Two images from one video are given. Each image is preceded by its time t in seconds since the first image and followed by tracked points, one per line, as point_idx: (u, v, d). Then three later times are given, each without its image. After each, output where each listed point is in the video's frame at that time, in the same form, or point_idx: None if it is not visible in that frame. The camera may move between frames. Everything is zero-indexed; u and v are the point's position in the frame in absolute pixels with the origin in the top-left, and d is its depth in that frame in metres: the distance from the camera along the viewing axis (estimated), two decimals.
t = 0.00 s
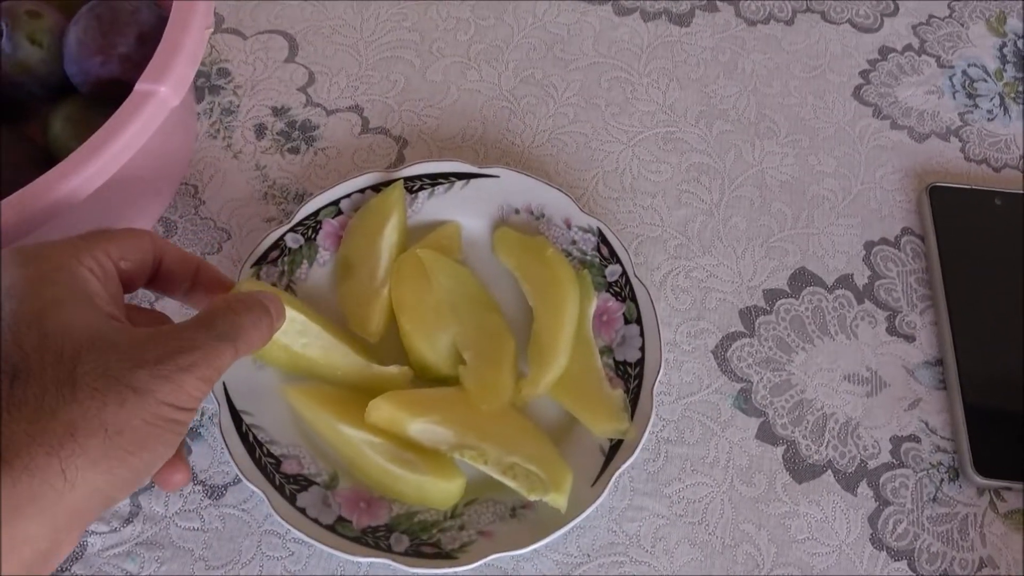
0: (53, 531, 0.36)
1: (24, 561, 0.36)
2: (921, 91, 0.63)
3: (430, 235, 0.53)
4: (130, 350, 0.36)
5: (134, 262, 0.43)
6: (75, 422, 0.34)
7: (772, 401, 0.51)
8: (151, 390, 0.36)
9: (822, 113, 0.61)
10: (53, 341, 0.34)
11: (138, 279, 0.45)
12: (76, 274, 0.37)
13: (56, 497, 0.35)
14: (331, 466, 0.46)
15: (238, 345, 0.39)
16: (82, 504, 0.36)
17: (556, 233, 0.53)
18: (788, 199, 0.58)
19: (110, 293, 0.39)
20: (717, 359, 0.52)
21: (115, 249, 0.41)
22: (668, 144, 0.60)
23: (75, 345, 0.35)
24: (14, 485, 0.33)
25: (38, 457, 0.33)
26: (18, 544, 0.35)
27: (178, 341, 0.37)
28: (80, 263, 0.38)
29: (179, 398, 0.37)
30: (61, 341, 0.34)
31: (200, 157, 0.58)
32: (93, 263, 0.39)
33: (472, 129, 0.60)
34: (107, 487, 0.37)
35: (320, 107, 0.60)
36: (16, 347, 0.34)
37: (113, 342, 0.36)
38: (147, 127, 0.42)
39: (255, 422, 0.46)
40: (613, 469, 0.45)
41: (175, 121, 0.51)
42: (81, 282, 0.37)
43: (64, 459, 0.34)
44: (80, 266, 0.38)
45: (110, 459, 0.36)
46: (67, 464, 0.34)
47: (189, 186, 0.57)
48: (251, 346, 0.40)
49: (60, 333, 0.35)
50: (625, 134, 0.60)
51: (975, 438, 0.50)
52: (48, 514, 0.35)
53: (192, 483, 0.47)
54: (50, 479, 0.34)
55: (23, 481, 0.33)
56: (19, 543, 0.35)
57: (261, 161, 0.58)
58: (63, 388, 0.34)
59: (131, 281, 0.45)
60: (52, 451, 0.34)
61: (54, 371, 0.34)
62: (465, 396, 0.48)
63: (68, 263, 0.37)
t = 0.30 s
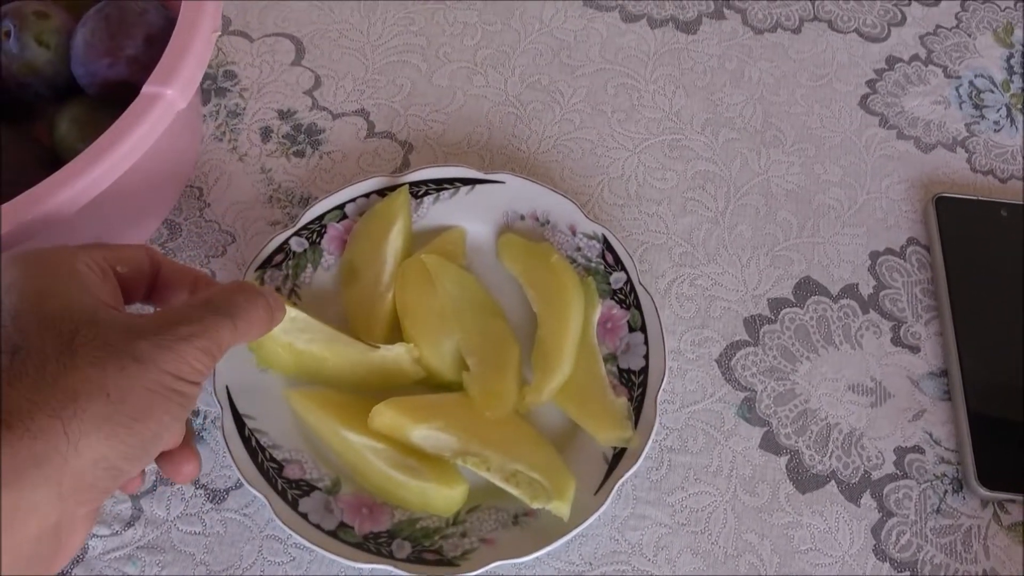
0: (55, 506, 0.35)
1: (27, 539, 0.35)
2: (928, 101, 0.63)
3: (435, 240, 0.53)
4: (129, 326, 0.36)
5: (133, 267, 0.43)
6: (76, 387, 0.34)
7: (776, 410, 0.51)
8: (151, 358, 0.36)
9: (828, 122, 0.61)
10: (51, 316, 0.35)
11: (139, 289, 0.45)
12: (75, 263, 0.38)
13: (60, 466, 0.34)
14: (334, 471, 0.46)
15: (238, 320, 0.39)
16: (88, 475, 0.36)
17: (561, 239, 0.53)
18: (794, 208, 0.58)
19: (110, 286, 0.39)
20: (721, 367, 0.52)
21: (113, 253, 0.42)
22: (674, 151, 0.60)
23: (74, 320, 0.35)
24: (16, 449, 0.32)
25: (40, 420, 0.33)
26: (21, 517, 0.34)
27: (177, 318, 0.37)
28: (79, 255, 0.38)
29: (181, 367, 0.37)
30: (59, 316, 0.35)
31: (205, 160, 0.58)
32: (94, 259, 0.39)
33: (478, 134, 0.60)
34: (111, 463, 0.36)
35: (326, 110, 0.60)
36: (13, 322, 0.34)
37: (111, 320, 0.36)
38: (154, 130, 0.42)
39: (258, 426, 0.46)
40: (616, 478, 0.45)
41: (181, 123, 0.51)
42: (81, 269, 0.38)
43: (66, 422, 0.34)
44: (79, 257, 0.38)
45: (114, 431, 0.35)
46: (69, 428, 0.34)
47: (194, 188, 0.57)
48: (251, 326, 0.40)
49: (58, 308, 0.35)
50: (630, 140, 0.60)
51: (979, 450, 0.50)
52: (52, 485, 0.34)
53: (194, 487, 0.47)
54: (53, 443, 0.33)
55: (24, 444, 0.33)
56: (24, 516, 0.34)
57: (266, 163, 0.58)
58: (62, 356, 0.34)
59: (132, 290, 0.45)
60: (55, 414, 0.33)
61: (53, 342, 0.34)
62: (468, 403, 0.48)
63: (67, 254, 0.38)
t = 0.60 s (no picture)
0: (53, 506, 0.35)
1: (25, 539, 0.35)
2: (928, 104, 0.63)
3: (434, 242, 0.53)
4: (130, 327, 0.36)
5: (141, 273, 0.44)
6: (74, 386, 0.34)
7: (776, 413, 0.51)
8: (150, 358, 0.36)
9: (828, 125, 0.61)
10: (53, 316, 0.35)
11: (149, 297, 0.46)
12: (81, 267, 0.38)
13: (57, 466, 0.34)
14: (333, 473, 0.46)
15: (240, 323, 0.39)
16: (85, 476, 0.35)
17: (560, 242, 0.53)
18: (794, 211, 0.58)
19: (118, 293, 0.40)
20: (721, 370, 0.52)
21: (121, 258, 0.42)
22: (674, 154, 0.60)
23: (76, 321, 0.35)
24: (12, 447, 0.32)
25: (37, 419, 0.33)
26: (18, 517, 0.34)
27: (179, 319, 0.37)
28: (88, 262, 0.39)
29: (181, 369, 0.37)
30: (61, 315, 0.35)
31: (206, 162, 0.58)
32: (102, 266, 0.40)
33: (478, 137, 0.60)
34: (110, 464, 0.36)
35: (326, 113, 0.60)
36: (15, 322, 0.35)
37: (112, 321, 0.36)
38: (154, 130, 0.43)
39: (257, 428, 0.46)
40: (615, 480, 0.45)
41: (182, 125, 0.51)
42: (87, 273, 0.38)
43: (62, 422, 0.34)
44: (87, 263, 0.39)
45: (111, 432, 0.35)
46: (66, 428, 0.34)
47: (194, 190, 0.57)
48: (255, 330, 0.40)
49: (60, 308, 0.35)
50: (630, 143, 0.60)
51: (979, 453, 0.50)
52: (48, 485, 0.34)
53: (193, 488, 0.47)
54: (49, 443, 0.33)
55: (21, 442, 0.33)
56: (23, 516, 0.34)
57: (266, 166, 0.58)
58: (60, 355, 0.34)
59: (143, 297, 0.45)
60: (51, 414, 0.33)
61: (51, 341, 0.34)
62: (467, 405, 0.48)
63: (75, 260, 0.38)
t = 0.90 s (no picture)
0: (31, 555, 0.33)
1: None
2: (927, 106, 0.63)
3: (434, 245, 0.53)
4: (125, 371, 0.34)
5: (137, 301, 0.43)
6: (58, 437, 0.32)
7: (776, 415, 0.51)
8: (140, 406, 0.33)
9: (828, 127, 0.62)
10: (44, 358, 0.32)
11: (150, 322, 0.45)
12: (71, 298, 0.36)
13: (36, 516, 0.32)
14: (333, 475, 0.46)
15: (232, 369, 0.36)
16: (66, 524, 0.34)
17: (560, 244, 0.53)
18: (794, 213, 0.58)
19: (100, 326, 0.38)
20: (721, 372, 0.52)
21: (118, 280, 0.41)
22: (673, 156, 0.60)
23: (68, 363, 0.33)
24: None
25: (18, 473, 0.31)
26: None
27: (175, 363, 0.35)
28: (75, 294, 0.37)
29: (171, 418, 0.34)
30: (52, 357, 0.32)
31: (206, 165, 0.58)
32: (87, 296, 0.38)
33: (478, 140, 0.60)
34: (91, 512, 0.35)
35: (327, 116, 0.61)
36: None
37: (106, 365, 0.34)
38: (156, 134, 0.43)
39: (257, 430, 0.46)
40: (614, 483, 0.45)
41: (182, 128, 0.51)
42: (77, 308, 0.36)
43: (44, 474, 0.31)
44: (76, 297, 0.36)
45: (95, 481, 0.34)
46: (48, 479, 0.32)
47: (195, 193, 0.57)
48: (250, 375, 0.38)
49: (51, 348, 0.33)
50: (630, 146, 0.60)
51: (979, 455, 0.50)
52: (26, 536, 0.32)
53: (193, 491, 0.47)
54: (31, 496, 0.31)
55: None
56: None
57: (267, 169, 0.58)
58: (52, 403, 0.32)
59: (143, 323, 0.45)
60: (33, 466, 0.31)
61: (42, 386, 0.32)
62: (467, 407, 0.48)
63: (64, 294, 0.36)
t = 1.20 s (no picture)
0: None
1: None
2: (935, 110, 0.63)
3: (441, 249, 0.53)
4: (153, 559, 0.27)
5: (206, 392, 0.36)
6: None
7: (785, 419, 0.50)
8: None
9: (835, 130, 0.61)
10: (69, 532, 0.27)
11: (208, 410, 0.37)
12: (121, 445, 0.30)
13: None
14: (341, 480, 0.46)
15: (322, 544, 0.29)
16: None
17: (568, 248, 0.53)
18: (802, 217, 0.58)
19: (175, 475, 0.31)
20: (729, 377, 0.52)
21: (192, 378, 0.35)
22: (681, 160, 0.60)
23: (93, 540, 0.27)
24: None
25: None
26: None
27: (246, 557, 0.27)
28: (142, 433, 0.31)
29: None
30: (79, 528, 0.27)
31: (213, 168, 0.58)
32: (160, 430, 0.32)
33: (485, 143, 0.60)
34: None
35: (333, 119, 0.60)
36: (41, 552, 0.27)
37: (135, 554, 0.27)
38: (163, 137, 0.43)
39: (265, 434, 0.46)
40: (623, 488, 0.45)
41: (190, 132, 0.51)
42: (135, 454, 0.30)
43: None
44: (141, 438, 0.31)
45: None
46: None
47: (201, 196, 0.57)
48: (327, 572, 0.29)
49: (83, 517, 0.27)
50: (638, 149, 0.60)
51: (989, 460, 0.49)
52: None
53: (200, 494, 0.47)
54: None
55: None
56: None
57: (273, 171, 0.58)
58: None
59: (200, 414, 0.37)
60: None
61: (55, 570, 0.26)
62: (475, 412, 0.48)
63: (127, 435, 0.30)
